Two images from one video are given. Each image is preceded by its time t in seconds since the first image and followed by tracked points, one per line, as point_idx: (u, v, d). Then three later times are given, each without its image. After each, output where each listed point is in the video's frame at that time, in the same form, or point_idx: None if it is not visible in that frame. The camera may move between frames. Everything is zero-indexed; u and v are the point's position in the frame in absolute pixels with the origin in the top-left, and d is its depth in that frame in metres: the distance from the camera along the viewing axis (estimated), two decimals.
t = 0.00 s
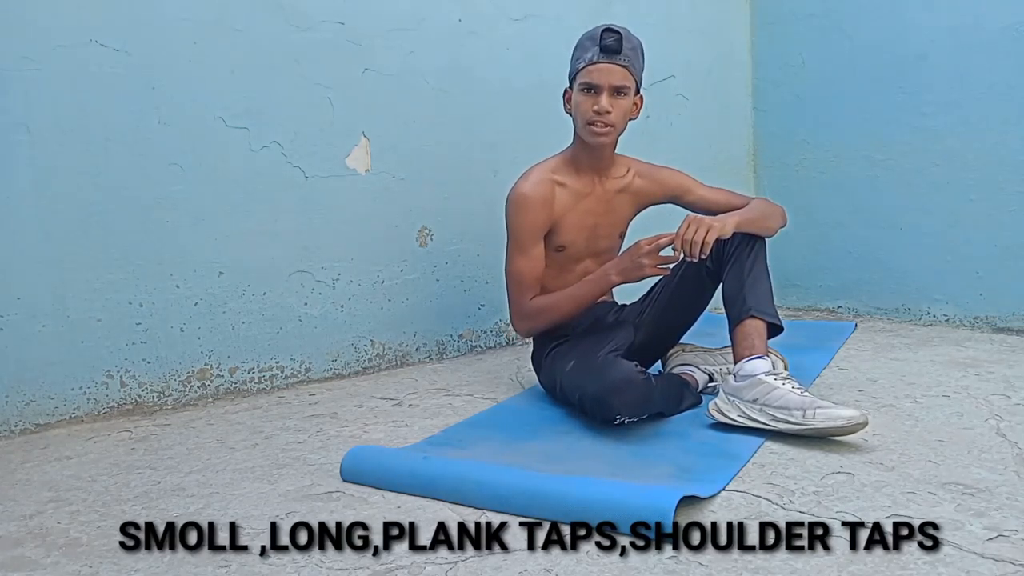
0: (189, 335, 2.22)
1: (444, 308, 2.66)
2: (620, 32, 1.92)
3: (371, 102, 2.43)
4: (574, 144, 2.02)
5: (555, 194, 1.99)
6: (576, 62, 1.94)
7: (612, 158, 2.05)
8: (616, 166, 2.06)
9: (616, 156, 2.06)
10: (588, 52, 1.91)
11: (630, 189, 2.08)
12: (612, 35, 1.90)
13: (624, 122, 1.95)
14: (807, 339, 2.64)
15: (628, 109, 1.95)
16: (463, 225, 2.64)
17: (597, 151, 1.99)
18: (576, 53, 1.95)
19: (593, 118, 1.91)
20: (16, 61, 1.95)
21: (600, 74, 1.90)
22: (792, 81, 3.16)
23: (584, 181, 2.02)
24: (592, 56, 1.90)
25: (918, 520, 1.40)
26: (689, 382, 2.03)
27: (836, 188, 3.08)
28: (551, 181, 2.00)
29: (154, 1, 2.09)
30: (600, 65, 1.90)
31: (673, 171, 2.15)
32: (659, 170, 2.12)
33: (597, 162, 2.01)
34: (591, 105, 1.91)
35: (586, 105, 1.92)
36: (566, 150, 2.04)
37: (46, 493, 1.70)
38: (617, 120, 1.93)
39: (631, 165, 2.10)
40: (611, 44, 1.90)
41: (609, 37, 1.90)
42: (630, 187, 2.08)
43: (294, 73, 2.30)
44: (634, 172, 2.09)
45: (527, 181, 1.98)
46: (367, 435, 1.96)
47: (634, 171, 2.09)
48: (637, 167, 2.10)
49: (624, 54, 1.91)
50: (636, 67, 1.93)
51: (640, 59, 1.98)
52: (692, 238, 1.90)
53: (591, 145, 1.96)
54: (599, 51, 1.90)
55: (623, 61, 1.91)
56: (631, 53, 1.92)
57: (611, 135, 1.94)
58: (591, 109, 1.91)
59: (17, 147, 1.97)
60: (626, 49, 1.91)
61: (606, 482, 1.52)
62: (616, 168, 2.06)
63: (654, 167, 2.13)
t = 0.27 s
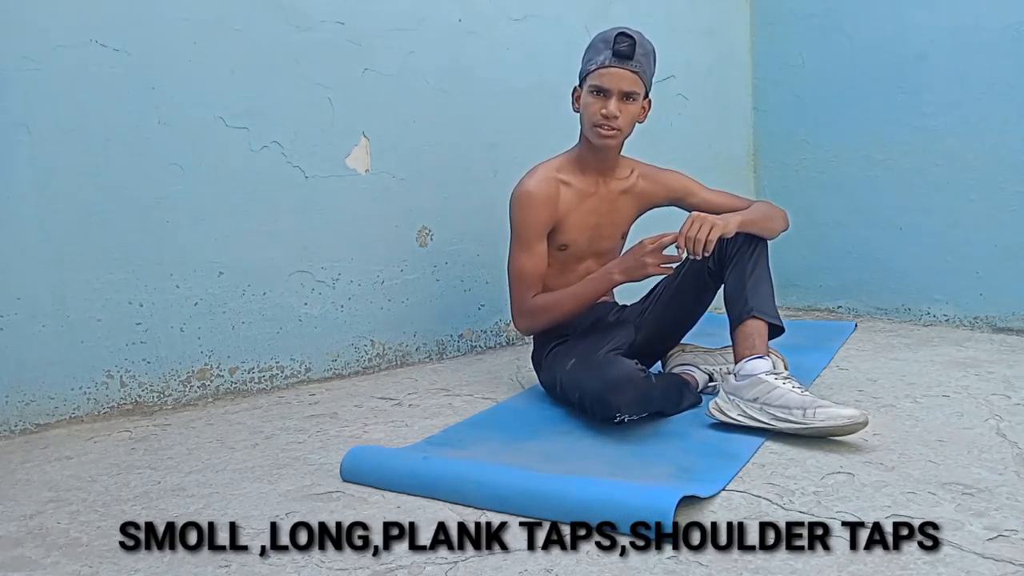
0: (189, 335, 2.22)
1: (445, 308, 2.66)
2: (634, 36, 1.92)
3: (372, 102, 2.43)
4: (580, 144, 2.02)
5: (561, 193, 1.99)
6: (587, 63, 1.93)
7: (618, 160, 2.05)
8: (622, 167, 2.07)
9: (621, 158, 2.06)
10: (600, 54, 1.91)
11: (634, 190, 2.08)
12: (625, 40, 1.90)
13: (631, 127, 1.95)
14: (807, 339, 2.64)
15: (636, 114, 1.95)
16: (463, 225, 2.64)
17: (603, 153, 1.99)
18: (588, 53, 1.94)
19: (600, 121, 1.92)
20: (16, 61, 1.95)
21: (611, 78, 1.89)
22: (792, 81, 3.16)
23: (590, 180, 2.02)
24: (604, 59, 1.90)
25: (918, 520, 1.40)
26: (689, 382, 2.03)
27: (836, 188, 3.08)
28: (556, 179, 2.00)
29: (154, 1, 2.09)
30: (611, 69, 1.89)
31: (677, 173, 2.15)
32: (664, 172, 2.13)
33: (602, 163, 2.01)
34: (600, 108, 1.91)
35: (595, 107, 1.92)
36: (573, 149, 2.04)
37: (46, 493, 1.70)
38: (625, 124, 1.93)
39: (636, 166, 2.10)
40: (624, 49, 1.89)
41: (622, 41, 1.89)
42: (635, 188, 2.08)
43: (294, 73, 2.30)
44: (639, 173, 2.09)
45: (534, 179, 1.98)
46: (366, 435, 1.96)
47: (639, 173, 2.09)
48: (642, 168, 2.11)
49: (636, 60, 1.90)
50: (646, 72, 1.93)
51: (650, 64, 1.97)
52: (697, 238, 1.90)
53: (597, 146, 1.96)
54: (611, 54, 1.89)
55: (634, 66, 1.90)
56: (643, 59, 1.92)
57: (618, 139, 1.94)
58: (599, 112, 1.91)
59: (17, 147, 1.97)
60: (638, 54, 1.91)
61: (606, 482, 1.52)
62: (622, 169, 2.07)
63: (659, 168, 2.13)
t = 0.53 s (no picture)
0: (189, 334, 2.22)
1: (445, 307, 2.66)
2: (634, 37, 1.91)
3: (372, 102, 2.43)
4: (585, 145, 2.01)
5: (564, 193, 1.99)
6: (587, 66, 1.92)
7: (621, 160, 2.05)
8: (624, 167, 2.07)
9: (625, 158, 2.05)
10: (599, 57, 1.90)
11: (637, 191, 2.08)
12: (624, 42, 1.88)
13: (634, 128, 1.95)
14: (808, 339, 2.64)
15: (638, 115, 1.95)
16: (463, 225, 2.64)
17: (607, 155, 1.99)
18: (588, 56, 1.93)
19: (602, 125, 1.91)
20: (16, 61, 1.95)
21: (612, 81, 1.88)
22: (792, 81, 3.16)
23: (593, 181, 2.02)
24: (604, 61, 1.89)
25: (918, 520, 1.40)
26: (689, 382, 2.03)
27: (836, 188, 3.08)
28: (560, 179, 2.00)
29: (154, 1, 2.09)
30: (611, 72, 1.89)
31: (681, 174, 2.15)
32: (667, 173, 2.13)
33: (606, 164, 2.01)
34: (602, 112, 1.90)
35: (597, 111, 1.91)
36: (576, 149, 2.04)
37: (46, 493, 1.70)
38: (627, 126, 1.93)
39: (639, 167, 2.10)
40: (623, 50, 1.88)
41: (621, 43, 1.88)
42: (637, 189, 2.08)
43: (294, 73, 2.30)
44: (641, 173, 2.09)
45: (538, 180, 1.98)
46: (366, 435, 1.96)
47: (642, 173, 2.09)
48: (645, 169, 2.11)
49: (637, 61, 1.90)
50: (647, 73, 1.92)
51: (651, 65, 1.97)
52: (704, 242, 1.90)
53: (600, 148, 1.96)
54: (611, 57, 1.89)
55: (635, 68, 1.89)
56: (643, 60, 1.91)
57: (620, 142, 1.94)
58: (601, 116, 1.91)
59: (17, 147, 1.97)
60: (638, 55, 1.90)
61: (606, 482, 1.52)
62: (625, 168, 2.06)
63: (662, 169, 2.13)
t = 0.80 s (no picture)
0: (189, 335, 2.22)
1: (445, 308, 2.66)
2: (616, 36, 1.90)
3: (372, 102, 2.43)
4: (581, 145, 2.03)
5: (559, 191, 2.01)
6: (573, 70, 1.93)
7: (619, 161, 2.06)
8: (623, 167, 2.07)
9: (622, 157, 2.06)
10: (585, 60, 1.90)
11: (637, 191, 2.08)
12: (608, 42, 1.88)
13: (627, 127, 1.94)
14: (807, 339, 2.64)
15: (629, 113, 1.94)
16: (463, 225, 2.64)
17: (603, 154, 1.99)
18: (574, 60, 1.94)
19: (593, 127, 1.91)
20: (16, 61, 1.95)
21: (599, 82, 1.88)
22: (792, 81, 3.16)
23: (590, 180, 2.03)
24: (589, 64, 1.89)
25: (918, 520, 1.40)
26: (689, 382, 2.03)
27: (836, 188, 3.07)
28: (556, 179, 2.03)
29: (154, 1, 2.09)
30: (598, 73, 1.88)
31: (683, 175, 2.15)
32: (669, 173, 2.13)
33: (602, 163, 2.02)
34: (593, 114, 1.90)
35: (588, 113, 1.91)
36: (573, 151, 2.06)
37: (46, 493, 1.70)
38: (619, 126, 1.92)
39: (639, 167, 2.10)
40: (607, 50, 1.88)
41: (605, 44, 1.88)
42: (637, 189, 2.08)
43: (294, 73, 2.30)
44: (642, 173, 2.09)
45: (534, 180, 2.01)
46: (367, 435, 1.96)
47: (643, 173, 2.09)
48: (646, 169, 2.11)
49: (622, 59, 1.89)
50: (634, 70, 1.92)
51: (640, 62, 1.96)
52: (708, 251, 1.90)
53: (595, 149, 1.96)
54: (596, 59, 1.89)
55: (620, 66, 1.89)
56: (629, 58, 1.90)
57: (614, 141, 1.94)
58: (592, 118, 1.91)
59: (17, 147, 1.97)
60: (623, 54, 1.89)
61: (606, 482, 1.52)
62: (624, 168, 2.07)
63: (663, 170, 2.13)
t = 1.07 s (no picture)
0: (189, 334, 2.22)
1: (445, 308, 2.66)
2: (584, 30, 1.89)
3: (371, 102, 2.43)
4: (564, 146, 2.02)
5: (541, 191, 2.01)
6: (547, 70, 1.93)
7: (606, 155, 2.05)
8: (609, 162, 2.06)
9: (608, 154, 2.04)
10: (556, 59, 1.90)
11: (625, 185, 2.07)
12: (576, 38, 1.87)
13: (604, 119, 1.93)
14: (808, 339, 2.64)
15: (605, 106, 1.93)
16: (463, 225, 2.64)
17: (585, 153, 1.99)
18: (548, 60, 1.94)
19: (570, 125, 1.92)
20: (16, 61, 1.95)
21: (570, 79, 1.88)
22: (792, 81, 3.16)
23: (573, 177, 2.03)
24: (559, 62, 1.89)
25: (918, 520, 1.40)
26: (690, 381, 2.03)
27: (836, 188, 3.07)
28: (541, 179, 2.02)
29: (154, 1, 2.09)
30: (569, 70, 1.88)
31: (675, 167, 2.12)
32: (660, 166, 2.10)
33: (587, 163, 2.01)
34: (567, 112, 1.91)
35: (564, 111, 1.92)
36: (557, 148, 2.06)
37: (46, 493, 1.70)
38: (594, 120, 1.92)
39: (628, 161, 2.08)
40: (575, 45, 1.87)
41: (573, 40, 1.87)
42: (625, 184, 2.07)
43: (293, 73, 2.30)
44: (630, 167, 2.08)
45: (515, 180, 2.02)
46: (367, 435, 1.96)
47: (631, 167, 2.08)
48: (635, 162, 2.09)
49: (592, 52, 1.88)
50: (606, 61, 1.90)
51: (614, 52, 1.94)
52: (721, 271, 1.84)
53: (576, 146, 1.96)
54: (566, 57, 1.89)
55: (591, 61, 1.88)
56: (599, 50, 1.89)
57: (594, 135, 1.93)
58: (568, 114, 1.91)
59: (17, 147, 1.97)
60: (592, 48, 1.88)
61: (605, 482, 1.52)
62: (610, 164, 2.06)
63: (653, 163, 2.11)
